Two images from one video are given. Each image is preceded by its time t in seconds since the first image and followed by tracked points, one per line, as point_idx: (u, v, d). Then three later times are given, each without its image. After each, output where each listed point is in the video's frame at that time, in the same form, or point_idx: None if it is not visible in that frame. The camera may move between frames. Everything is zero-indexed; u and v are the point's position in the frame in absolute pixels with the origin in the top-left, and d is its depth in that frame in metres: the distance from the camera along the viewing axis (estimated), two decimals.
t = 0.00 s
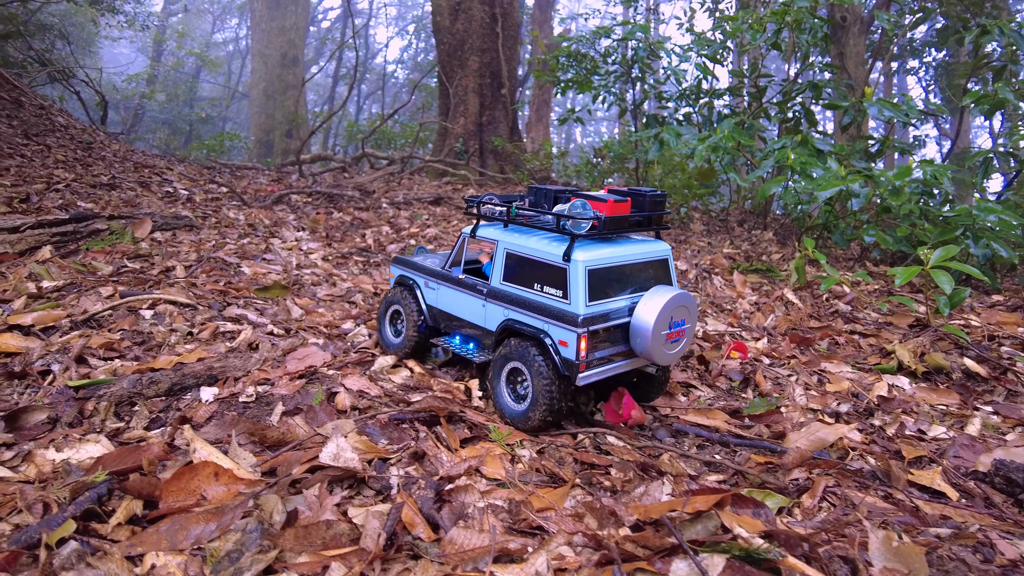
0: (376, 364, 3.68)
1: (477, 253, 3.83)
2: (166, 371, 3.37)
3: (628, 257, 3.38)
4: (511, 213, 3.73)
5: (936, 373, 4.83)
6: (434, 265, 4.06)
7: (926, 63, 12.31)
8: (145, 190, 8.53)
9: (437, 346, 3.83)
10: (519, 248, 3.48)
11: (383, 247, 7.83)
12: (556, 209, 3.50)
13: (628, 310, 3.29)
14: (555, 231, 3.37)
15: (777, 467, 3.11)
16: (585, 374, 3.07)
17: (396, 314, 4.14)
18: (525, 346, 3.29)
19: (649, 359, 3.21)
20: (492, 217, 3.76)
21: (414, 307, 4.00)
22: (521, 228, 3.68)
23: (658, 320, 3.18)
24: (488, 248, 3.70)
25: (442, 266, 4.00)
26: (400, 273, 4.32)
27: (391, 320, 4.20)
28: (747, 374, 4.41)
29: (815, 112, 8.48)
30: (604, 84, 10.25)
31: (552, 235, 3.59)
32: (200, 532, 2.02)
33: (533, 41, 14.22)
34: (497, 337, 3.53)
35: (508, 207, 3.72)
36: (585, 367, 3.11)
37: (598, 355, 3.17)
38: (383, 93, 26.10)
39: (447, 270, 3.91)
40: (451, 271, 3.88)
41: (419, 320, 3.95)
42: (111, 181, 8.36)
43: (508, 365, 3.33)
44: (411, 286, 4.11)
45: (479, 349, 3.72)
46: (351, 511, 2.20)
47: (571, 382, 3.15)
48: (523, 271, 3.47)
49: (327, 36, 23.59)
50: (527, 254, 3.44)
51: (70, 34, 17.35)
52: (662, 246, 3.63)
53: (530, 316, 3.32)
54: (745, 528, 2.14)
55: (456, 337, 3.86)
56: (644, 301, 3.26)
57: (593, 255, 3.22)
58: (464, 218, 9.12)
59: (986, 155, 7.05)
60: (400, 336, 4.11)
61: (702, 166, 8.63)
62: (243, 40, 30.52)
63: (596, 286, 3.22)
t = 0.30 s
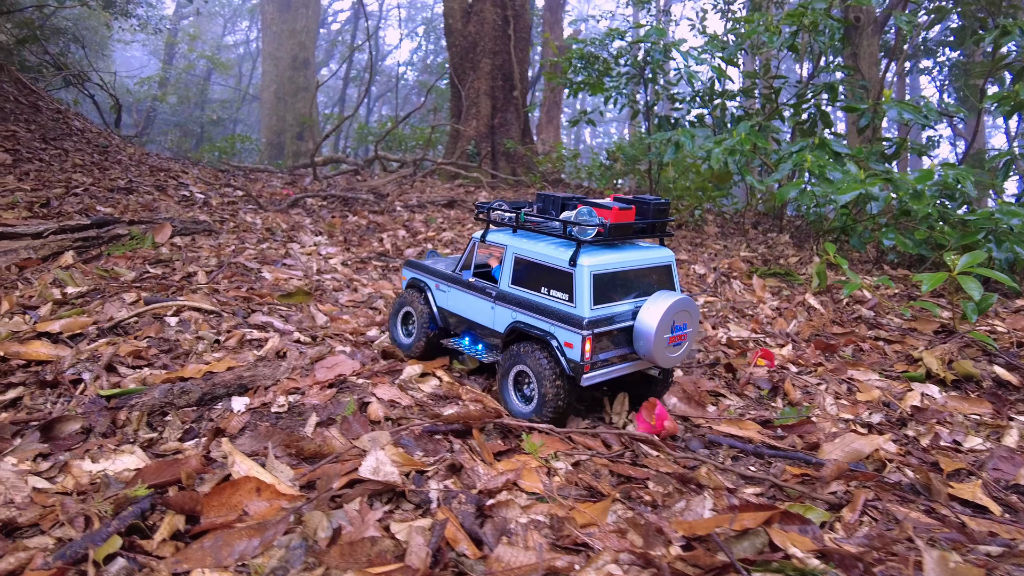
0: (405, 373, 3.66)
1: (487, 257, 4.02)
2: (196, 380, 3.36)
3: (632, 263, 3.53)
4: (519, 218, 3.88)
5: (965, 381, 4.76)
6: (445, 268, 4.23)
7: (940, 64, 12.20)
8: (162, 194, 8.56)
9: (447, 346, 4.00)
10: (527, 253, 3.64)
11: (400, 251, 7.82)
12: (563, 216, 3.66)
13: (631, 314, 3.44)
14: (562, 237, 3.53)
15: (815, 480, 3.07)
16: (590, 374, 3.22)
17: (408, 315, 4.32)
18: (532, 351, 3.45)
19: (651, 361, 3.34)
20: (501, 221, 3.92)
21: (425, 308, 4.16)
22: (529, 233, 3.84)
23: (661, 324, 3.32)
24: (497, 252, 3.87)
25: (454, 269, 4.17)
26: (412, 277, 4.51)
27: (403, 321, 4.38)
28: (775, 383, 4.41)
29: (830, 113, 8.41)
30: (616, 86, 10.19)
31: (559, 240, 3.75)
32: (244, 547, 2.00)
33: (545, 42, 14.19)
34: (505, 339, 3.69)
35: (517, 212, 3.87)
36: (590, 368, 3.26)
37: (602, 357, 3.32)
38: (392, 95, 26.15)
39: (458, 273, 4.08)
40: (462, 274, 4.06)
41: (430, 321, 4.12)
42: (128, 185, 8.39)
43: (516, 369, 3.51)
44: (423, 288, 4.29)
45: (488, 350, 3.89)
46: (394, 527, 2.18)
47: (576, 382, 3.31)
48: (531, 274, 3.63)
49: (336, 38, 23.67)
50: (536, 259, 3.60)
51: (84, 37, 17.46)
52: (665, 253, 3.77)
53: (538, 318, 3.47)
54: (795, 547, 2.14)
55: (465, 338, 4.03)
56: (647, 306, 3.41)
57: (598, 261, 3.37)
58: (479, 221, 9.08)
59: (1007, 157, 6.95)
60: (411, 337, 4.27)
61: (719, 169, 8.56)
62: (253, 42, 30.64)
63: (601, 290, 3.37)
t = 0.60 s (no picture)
0: (431, 381, 3.60)
1: (501, 258, 4.10)
2: (220, 388, 3.31)
3: (645, 269, 3.57)
4: (534, 223, 3.99)
5: (1001, 389, 4.62)
6: (459, 267, 4.35)
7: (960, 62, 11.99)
8: (177, 197, 8.54)
9: (460, 345, 4.13)
10: (541, 257, 3.72)
11: (417, 254, 7.75)
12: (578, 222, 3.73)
13: (644, 320, 3.49)
14: (575, 243, 3.61)
15: (855, 493, 2.98)
16: (600, 379, 3.32)
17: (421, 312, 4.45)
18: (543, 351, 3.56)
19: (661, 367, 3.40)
20: (516, 225, 4.02)
21: (439, 306, 4.30)
22: (543, 237, 3.95)
23: (672, 331, 3.36)
24: (511, 255, 3.97)
25: (468, 269, 4.28)
26: (425, 273, 4.64)
27: (416, 317, 4.51)
28: (807, 392, 4.35)
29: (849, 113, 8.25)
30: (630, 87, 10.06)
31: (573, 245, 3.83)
32: (276, 566, 1.93)
33: (557, 43, 14.08)
34: (518, 340, 3.80)
35: (532, 216, 3.99)
36: (601, 373, 3.35)
37: (614, 362, 3.40)
38: (402, 96, 26.15)
39: (472, 273, 4.19)
40: (476, 275, 4.16)
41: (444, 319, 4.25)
42: (144, 189, 8.38)
43: (528, 370, 3.62)
44: (437, 286, 4.42)
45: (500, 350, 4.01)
46: (430, 546, 2.11)
47: (587, 387, 3.42)
48: (545, 278, 3.71)
49: (347, 40, 23.71)
50: (549, 263, 3.68)
51: (99, 41, 17.57)
52: (679, 260, 3.79)
53: (550, 322, 3.57)
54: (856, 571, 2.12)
55: (478, 337, 4.16)
56: (659, 312, 3.45)
57: (611, 267, 3.43)
58: (494, 224, 9.00)
59: None
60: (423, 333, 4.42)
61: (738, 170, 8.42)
62: (265, 45, 30.74)
63: (614, 296, 3.44)
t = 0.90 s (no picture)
0: (453, 384, 3.58)
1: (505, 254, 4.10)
2: (243, 391, 3.30)
3: (644, 264, 3.56)
4: (536, 220, 4.01)
5: None
6: (466, 264, 4.41)
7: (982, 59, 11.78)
8: (195, 200, 8.59)
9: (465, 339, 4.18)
10: (543, 252, 3.74)
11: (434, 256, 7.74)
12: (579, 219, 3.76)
13: (642, 313, 3.49)
14: (577, 238, 3.61)
15: (889, 500, 2.91)
16: (599, 371, 3.32)
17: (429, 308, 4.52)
18: (545, 344, 3.57)
19: (659, 360, 3.39)
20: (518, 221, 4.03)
21: (446, 302, 4.35)
22: (546, 233, 3.94)
23: (669, 324, 3.35)
24: (515, 251, 3.98)
25: (474, 266, 4.34)
26: (433, 270, 4.71)
27: (424, 313, 4.59)
28: (833, 395, 4.28)
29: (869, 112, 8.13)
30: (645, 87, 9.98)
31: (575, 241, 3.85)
32: (306, 572, 1.90)
33: (571, 44, 14.02)
34: (521, 334, 3.83)
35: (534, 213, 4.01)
36: (600, 364, 3.35)
37: (613, 355, 3.41)
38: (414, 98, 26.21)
39: (477, 269, 4.23)
40: (480, 271, 4.20)
41: (450, 314, 4.31)
42: (162, 191, 8.44)
43: (529, 363, 3.63)
44: (444, 282, 4.48)
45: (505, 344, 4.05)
46: (461, 553, 2.08)
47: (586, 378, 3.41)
48: (546, 273, 3.73)
49: (359, 42, 23.80)
50: (551, 258, 3.69)
51: (116, 45, 17.77)
52: (678, 255, 3.77)
53: (551, 316, 3.58)
54: None
55: (484, 332, 4.20)
56: (657, 306, 3.44)
57: (611, 261, 3.42)
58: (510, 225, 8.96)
59: None
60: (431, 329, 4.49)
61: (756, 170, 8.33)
62: (279, 48, 30.93)
63: (613, 290, 3.44)
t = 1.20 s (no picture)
0: (474, 386, 3.58)
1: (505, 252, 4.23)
2: (266, 392, 3.32)
3: (636, 256, 3.68)
4: (533, 216, 4.05)
5: None
6: (468, 262, 4.48)
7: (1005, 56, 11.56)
8: (213, 202, 8.67)
9: (469, 334, 4.25)
10: (540, 247, 3.84)
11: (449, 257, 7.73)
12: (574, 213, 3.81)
13: (636, 303, 3.60)
14: (572, 232, 3.70)
15: (917, 505, 2.87)
16: (595, 358, 3.41)
17: (434, 305, 4.60)
18: (543, 332, 3.67)
19: (653, 347, 3.50)
20: (517, 218, 4.10)
21: (450, 299, 4.43)
22: (543, 229, 4.02)
23: (662, 312, 3.47)
24: (515, 247, 4.08)
25: (476, 263, 4.41)
26: (436, 269, 4.79)
27: (429, 311, 4.66)
28: (856, 397, 4.23)
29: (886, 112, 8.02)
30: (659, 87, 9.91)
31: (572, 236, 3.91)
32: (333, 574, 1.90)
33: (584, 45, 13.97)
34: (520, 326, 3.91)
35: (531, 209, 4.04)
36: (596, 352, 3.45)
37: (608, 342, 3.50)
38: (427, 100, 26.27)
39: (479, 266, 4.31)
40: (483, 268, 4.28)
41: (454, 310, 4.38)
42: (180, 194, 8.52)
43: (530, 350, 3.72)
44: (447, 280, 4.55)
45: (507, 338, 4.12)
46: (487, 554, 2.08)
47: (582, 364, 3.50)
48: (544, 267, 3.83)
49: (373, 45, 23.89)
50: (548, 252, 3.80)
51: (133, 50, 17.99)
52: (669, 248, 3.89)
53: (548, 307, 3.67)
54: None
55: (487, 326, 4.28)
56: (651, 295, 3.56)
57: (604, 253, 3.54)
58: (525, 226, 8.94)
59: None
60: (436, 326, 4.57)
61: (773, 171, 8.25)
62: (293, 51, 31.14)
63: (607, 281, 3.54)
